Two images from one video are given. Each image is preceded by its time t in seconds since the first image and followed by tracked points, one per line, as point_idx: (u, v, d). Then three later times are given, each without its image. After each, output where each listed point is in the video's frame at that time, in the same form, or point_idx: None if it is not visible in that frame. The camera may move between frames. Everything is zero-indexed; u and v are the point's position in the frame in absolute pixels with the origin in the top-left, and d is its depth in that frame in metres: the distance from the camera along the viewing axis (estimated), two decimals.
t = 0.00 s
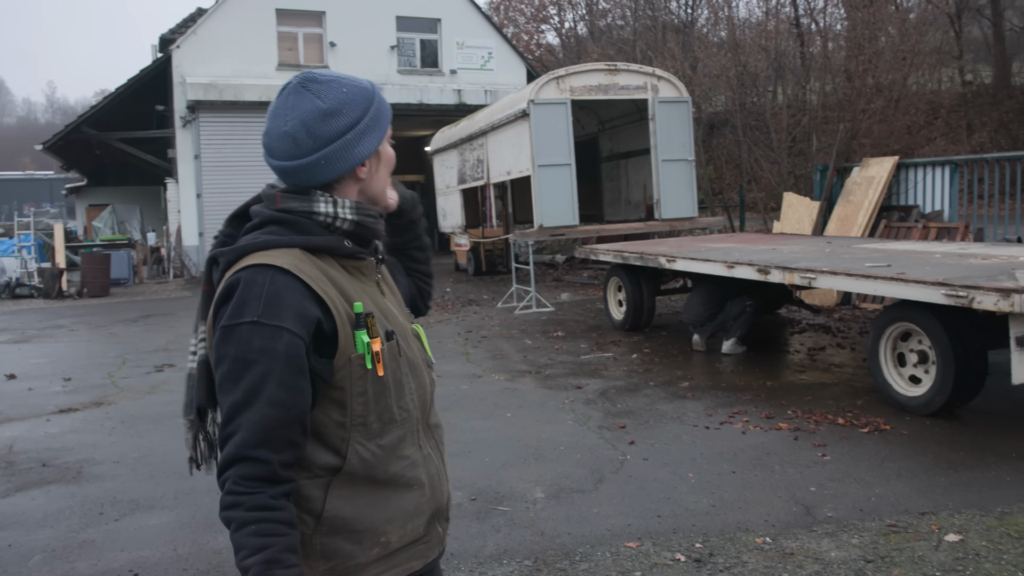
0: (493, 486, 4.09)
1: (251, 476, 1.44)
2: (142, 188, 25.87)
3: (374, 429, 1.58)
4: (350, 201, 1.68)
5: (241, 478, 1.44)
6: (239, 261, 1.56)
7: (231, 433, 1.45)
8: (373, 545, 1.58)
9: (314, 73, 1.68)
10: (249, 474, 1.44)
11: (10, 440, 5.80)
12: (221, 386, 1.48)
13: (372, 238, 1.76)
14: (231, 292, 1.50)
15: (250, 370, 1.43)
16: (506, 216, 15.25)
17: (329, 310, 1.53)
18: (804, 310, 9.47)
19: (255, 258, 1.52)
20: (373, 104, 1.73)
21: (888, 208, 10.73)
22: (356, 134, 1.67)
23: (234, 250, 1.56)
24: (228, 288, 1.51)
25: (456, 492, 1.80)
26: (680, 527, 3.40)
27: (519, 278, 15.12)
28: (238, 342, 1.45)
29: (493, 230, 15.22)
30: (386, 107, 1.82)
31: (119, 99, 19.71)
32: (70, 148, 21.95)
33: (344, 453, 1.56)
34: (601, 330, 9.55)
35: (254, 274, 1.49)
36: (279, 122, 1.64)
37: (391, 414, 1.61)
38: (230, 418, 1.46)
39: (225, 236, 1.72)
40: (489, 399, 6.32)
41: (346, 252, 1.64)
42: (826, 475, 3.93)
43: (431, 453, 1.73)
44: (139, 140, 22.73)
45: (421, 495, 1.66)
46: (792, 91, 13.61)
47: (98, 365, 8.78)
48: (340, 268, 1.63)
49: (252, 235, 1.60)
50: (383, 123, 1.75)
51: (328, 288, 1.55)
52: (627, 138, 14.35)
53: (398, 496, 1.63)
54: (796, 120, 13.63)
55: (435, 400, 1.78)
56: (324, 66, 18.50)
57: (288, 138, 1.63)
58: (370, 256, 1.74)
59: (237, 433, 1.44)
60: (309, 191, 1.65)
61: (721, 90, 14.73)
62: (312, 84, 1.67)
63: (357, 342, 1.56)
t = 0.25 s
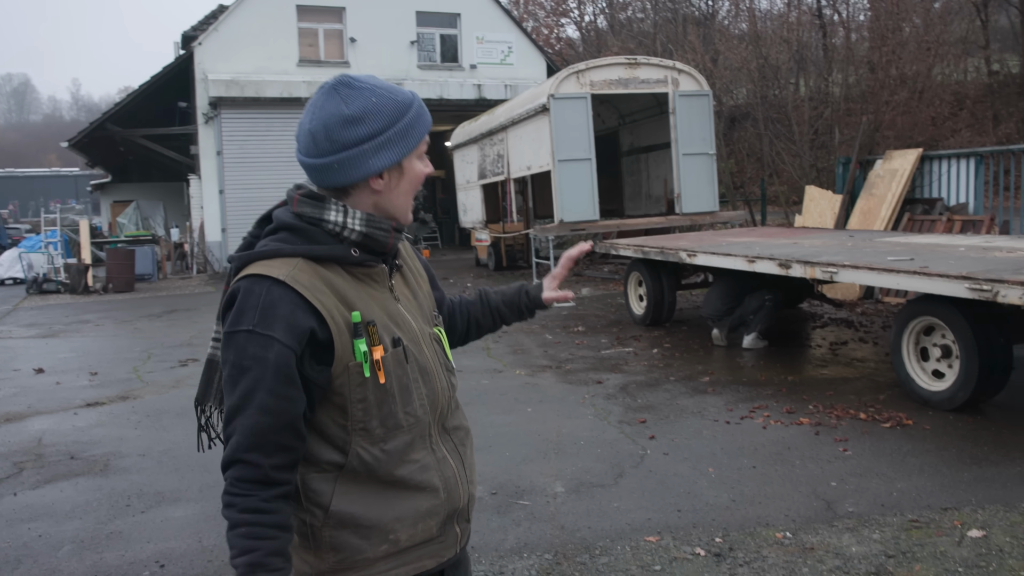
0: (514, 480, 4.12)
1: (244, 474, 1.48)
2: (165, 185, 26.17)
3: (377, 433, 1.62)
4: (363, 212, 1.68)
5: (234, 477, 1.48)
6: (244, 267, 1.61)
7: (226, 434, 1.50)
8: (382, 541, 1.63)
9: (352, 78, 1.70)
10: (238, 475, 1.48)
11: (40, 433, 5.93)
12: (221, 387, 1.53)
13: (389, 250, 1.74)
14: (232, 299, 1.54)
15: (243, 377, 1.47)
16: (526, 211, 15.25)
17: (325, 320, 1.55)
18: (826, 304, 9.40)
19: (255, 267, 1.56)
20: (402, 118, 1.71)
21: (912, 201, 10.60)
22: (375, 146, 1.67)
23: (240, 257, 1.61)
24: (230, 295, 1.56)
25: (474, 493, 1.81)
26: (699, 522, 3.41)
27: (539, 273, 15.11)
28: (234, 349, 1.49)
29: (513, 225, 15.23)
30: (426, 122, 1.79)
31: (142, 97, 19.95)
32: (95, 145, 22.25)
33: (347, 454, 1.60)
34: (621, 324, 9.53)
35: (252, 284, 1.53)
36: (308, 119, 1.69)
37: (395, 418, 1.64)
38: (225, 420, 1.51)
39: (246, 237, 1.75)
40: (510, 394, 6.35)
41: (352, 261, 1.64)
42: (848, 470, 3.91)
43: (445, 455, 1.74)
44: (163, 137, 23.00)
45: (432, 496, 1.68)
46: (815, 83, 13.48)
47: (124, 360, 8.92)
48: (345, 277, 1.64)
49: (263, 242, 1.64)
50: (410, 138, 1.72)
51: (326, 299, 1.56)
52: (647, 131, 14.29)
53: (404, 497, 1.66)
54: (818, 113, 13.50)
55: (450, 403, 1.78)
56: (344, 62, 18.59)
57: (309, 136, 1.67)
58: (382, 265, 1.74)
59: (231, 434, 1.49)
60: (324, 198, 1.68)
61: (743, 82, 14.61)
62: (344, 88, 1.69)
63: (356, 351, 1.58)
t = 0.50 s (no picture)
0: (519, 489, 4.13)
1: (232, 475, 1.53)
2: (183, 189, 26.44)
3: (370, 440, 1.64)
4: (366, 223, 1.71)
5: (219, 478, 1.53)
6: (245, 275, 1.66)
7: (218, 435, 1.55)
8: (374, 545, 1.65)
9: (369, 95, 1.73)
10: (225, 476, 1.53)
11: (52, 433, 6.01)
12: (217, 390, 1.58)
13: (393, 262, 1.77)
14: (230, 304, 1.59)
15: (235, 383, 1.52)
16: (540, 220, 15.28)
17: (318, 330, 1.58)
18: (839, 318, 9.35)
19: (253, 276, 1.61)
20: (416, 138, 1.74)
21: (927, 215, 10.53)
22: (388, 163, 1.70)
23: (242, 264, 1.66)
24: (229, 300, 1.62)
25: (471, 501, 1.82)
26: (703, 535, 3.40)
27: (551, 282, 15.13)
28: (227, 356, 1.54)
29: (527, 233, 15.26)
30: (438, 141, 1.82)
31: (162, 102, 20.18)
32: (115, 149, 22.53)
33: (340, 458, 1.63)
34: (631, 335, 9.52)
35: (248, 292, 1.58)
36: (323, 131, 1.72)
37: (388, 425, 1.66)
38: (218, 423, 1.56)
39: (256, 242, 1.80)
40: (518, 402, 6.36)
41: (350, 271, 1.67)
42: (854, 485, 3.89)
43: (441, 462, 1.75)
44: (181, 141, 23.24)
45: (425, 503, 1.70)
46: (832, 96, 13.44)
47: (137, 362, 9.01)
48: (343, 286, 1.66)
49: (267, 250, 1.69)
50: (422, 159, 1.75)
51: (319, 309, 1.59)
52: (662, 142, 14.29)
53: (396, 503, 1.68)
54: (834, 125, 13.45)
55: (449, 412, 1.79)
56: (361, 70, 18.74)
57: (324, 148, 1.70)
58: (384, 274, 1.75)
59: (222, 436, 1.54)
60: (331, 210, 1.71)
61: (758, 94, 14.59)
62: (362, 104, 1.72)
63: (349, 360, 1.61)
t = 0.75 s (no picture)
0: (514, 493, 4.14)
1: (223, 486, 1.54)
2: (189, 190, 26.55)
3: (355, 446, 1.66)
4: (346, 230, 1.71)
5: (207, 491, 1.55)
6: (228, 286, 1.67)
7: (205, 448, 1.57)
8: (361, 547, 1.67)
9: (343, 105, 1.74)
10: (214, 488, 1.55)
11: (53, 432, 6.04)
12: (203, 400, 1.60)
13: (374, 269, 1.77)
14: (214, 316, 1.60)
15: (222, 395, 1.54)
16: (543, 225, 15.31)
17: (303, 340, 1.60)
18: (840, 326, 9.36)
19: (237, 287, 1.62)
20: (392, 145, 1.76)
21: (930, 225, 10.53)
22: (366, 171, 1.71)
23: (225, 276, 1.67)
24: (212, 312, 1.63)
25: (454, 499, 1.85)
26: (696, 541, 3.41)
27: (554, 287, 15.14)
28: (213, 368, 1.56)
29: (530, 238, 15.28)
30: (413, 148, 1.83)
31: (168, 103, 20.29)
32: (121, 149, 22.64)
33: (326, 464, 1.65)
34: (632, 341, 9.53)
35: (233, 304, 1.59)
36: (300, 142, 1.73)
37: (374, 432, 1.68)
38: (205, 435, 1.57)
39: (235, 250, 1.80)
40: (517, 407, 6.38)
41: (333, 280, 1.67)
42: (849, 494, 3.90)
43: (424, 464, 1.78)
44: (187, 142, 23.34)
45: (411, 504, 1.72)
46: (837, 104, 13.45)
47: (139, 361, 9.06)
48: (327, 294, 1.68)
49: (247, 260, 1.69)
50: (399, 166, 1.77)
51: (304, 319, 1.61)
52: (666, 149, 14.31)
53: (383, 507, 1.70)
54: (838, 134, 13.47)
55: (431, 414, 1.82)
56: (368, 73, 18.81)
57: (301, 159, 1.71)
58: (366, 281, 1.75)
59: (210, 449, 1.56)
60: (310, 220, 1.71)
61: (763, 102, 14.63)
62: (337, 114, 1.73)
63: (335, 368, 1.63)
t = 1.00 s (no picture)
0: (505, 495, 4.16)
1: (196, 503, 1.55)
2: (190, 189, 26.59)
3: (322, 453, 1.67)
4: (301, 240, 1.71)
5: (193, 511, 1.55)
6: (187, 301, 1.66)
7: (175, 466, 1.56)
8: (332, 548, 1.70)
9: (289, 113, 1.74)
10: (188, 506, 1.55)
11: (49, 429, 6.06)
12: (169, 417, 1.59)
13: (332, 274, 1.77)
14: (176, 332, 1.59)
15: (188, 412, 1.53)
16: (543, 228, 15.32)
17: (265, 351, 1.60)
18: (836, 332, 9.38)
19: (196, 302, 1.61)
20: (342, 149, 1.76)
21: (928, 231, 10.55)
22: (315, 177, 1.71)
23: (183, 291, 1.66)
24: (175, 327, 1.61)
25: (421, 497, 1.88)
26: (684, 544, 3.43)
27: (553, 290, 15.16)
28: (178, 385, 1.55)
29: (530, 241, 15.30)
30: (364, 150, 1.84)
31: (171, 102, 20.33)
32: (123, 148, 22.69)
33: (294, 470, 1.67)
34: (629, 344, 9.54)
35: (193, 321, 1.58)
36: (247, 152, 1.73)
37: (340, 438, 1.69)
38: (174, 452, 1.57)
39: (194, 261, 1.79)
40: (512, 409, 6.39)
41: (293, 290, 1.68)
42: (838, 499, 3.92)
43: (390, 465, 1.81)
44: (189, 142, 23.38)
45: (378, 506, 1.75)
46: (838, 111, 13.46)
47: (137, 360, 9.07)
48: (288, 306, 1.68)
49: (206, 273, 1.69)
50: (350, 170, 1.77)
51: (266, 332, 1.61)
52: (666, 153, 14.34)
53: (351, 510, 1.73)
54: (838, 140, 13.52)
55: (397, 414, 1.84)
56: (370, 75, 18.84)
57: (249, 170, 1.71)
58: (325, 288, 1.76)
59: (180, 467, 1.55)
60: (264, 231, 1.71)
61: (763, 108, 14.67)
62: (284, 122, 1.73)
63: (299, 379, 1.64)
